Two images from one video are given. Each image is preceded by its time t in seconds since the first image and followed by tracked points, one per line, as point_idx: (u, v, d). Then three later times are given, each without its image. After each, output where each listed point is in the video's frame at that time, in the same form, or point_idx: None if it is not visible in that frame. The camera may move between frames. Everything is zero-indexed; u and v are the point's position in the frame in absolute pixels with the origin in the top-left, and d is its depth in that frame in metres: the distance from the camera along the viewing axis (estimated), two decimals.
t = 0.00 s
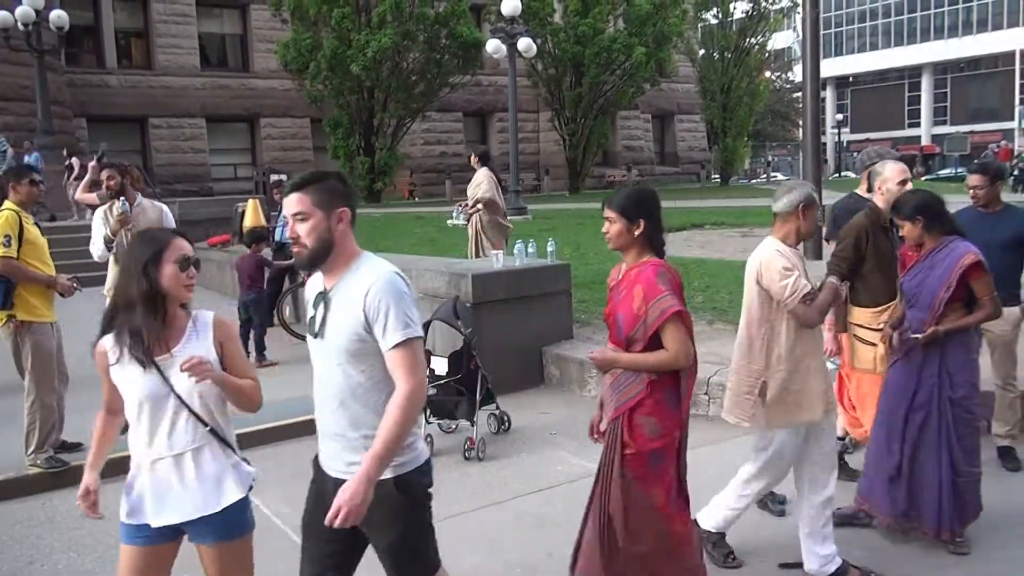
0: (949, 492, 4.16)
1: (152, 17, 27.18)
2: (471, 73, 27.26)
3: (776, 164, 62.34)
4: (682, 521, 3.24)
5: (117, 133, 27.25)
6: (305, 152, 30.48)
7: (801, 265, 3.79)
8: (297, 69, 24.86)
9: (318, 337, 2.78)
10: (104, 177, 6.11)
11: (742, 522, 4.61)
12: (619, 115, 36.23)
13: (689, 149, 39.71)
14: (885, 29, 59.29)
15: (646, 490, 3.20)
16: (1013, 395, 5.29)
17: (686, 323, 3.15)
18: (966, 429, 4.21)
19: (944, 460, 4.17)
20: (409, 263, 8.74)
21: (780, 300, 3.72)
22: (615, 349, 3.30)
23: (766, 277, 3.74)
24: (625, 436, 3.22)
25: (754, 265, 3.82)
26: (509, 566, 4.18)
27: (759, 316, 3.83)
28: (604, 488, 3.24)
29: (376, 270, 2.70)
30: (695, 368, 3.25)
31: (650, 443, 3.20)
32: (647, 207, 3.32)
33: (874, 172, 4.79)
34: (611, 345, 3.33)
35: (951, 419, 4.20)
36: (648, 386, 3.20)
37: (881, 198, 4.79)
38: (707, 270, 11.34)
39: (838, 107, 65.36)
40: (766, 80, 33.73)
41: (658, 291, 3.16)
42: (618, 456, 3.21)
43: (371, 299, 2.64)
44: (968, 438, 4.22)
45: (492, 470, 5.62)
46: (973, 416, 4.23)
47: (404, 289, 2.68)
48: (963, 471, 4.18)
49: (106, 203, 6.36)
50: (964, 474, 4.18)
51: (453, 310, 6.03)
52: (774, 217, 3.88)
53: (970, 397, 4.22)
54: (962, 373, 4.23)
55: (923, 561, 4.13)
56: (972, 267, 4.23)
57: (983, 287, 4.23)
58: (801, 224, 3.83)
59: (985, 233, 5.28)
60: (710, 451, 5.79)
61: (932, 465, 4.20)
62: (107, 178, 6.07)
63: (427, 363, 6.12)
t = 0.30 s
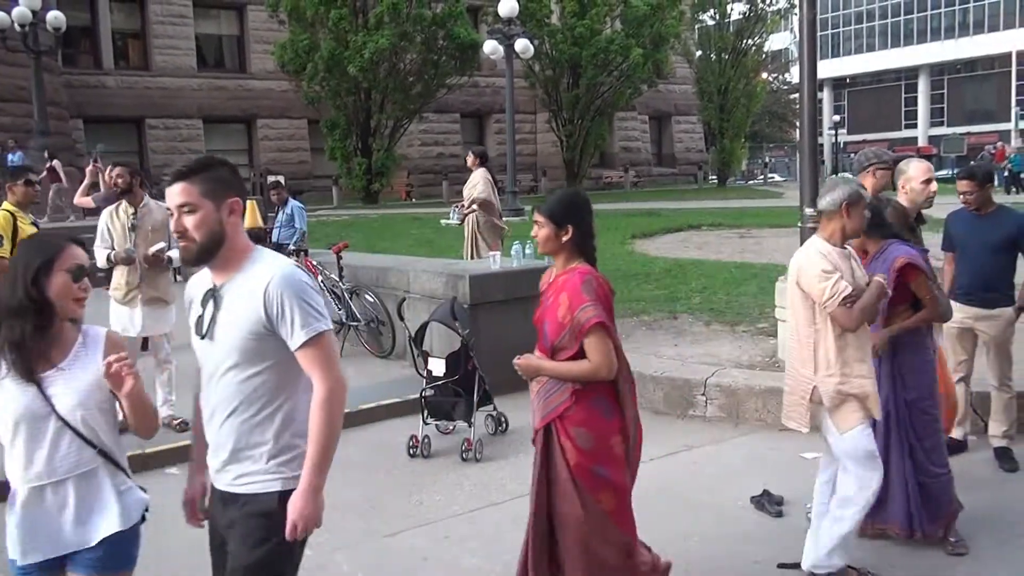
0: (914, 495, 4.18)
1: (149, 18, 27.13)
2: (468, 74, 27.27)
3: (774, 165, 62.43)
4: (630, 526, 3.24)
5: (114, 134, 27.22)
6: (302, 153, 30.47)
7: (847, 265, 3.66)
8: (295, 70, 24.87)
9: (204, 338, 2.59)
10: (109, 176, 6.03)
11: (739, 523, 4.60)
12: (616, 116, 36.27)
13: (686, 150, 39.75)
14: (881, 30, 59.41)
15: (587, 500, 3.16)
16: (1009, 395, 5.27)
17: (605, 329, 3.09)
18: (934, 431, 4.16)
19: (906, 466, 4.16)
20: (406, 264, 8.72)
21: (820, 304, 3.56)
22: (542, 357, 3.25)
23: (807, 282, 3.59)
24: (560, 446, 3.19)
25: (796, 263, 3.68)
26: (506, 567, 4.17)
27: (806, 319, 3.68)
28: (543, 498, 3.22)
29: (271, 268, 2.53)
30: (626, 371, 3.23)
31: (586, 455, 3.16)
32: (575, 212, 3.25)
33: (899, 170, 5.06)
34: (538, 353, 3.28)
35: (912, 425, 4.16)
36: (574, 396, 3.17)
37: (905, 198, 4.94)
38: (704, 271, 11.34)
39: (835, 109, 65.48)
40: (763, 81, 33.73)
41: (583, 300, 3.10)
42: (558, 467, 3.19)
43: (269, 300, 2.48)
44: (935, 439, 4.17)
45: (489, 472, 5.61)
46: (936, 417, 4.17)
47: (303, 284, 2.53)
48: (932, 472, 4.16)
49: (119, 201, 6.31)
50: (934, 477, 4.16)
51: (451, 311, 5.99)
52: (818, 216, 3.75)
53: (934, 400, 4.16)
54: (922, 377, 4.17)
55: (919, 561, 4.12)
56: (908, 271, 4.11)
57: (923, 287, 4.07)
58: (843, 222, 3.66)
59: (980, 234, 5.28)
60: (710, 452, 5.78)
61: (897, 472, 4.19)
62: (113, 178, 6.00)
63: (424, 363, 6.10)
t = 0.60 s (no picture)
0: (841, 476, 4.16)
1: (147, 19, 27.10)
2: (466, 75, 27.25)
3: (772, 165, 62.52)
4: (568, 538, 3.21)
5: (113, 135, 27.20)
6: (300, 153, 30.47)
7: (905, 277, 3.53)
8: (293, 71, 24.91)
9: (90, 387, 2.26)
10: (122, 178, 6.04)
11: (739, 523, 4.60)
12: (614, 117, 36.27)
13: (684, 151, 39.78)
14: (879, 31, 59.43)
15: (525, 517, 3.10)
16: (1004, 395, 5.24)
17: (534, 338, 3.01)
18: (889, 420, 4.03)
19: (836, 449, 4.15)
20: (403, 264, 8.71)
21: (884, 320, 3.43)
22: (473, 365, 3.15)
23: (871, 301, 3.46)
24: (492, 458, 3.10)
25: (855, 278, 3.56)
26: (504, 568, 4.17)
27: (866, 335, 3.54)
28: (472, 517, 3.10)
29: (175, 314, 2.20)
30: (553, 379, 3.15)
31: (519, 467, 3.09)
32: (505, 216, 3.15)
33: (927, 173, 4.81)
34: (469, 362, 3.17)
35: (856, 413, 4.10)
36: (504, 407, 3.09)
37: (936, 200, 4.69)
38: (702, 272, 11.35)
39: (832, 110, 65.55)
40: (761, 82, 33.73)
41: (512, 308, 3.02)
42: (489, 483, 3.10)
43: (174, 350, 2.15)
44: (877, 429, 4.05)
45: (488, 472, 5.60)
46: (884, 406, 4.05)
47: (214, 332, 2.22)
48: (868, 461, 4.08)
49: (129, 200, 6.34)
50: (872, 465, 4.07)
51: (449, 312, 5.96)
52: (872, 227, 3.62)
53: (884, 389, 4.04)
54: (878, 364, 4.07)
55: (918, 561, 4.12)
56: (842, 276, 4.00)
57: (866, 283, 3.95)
58: (892, 234, 3.54)
59: (974, 234, 5.30)
60: (708, 452, 5.78)
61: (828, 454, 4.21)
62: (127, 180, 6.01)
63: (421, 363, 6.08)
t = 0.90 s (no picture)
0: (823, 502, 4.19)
1: (147, 20, 27.12)
2: (467, 75, 27.23)
3: (773, 166, 62.51)
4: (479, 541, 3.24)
5: (113, 136, 27.21)
6: (301, 154, 30.47)
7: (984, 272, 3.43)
8: (294, 72, 24.90)
9: None
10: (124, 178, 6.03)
11: (740, 523, 4.60)
12: (615, 117, 36.27)
13: (685, 152, 39.79)
14: (880, 32, 59.39)
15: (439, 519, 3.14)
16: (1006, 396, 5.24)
17: (456, 338, 3.03)
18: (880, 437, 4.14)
19: (822, 476, 4.18)
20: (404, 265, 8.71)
21: (979, 318, 3.29)
22: (394, 365, 3.16)
23: (966, 297, 3.30)
24: (409, 460, 3.12)
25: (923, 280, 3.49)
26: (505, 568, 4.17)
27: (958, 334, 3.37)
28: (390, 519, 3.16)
29: (46, 323, 1.90)
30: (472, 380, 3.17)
31: (431, 472, 3.12)
32: (426, 216, 3.21)
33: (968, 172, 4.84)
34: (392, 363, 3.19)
35: (837, 436, 4.18)
36: (424, 409, 3.11)
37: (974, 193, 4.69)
38: (703, 272, 11.36)
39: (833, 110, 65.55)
40: (762, 82, 33.70)
41: (436, 307, 3.05)
42: (403, 485, 3.13)
43: (37, 369, 1.87)
44: (863, 449, 4.15)
45: (488, 473, 5.60)
46: (864, 426, 4.15)
47: (92, 353, 1.93)
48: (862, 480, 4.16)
49: (130, 201, 6.34)
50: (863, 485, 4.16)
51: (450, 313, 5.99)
52: (950, 219, 3.50)
53: (865, 410, 4.13)
54: (858, 385, 4.12)
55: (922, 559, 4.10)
56: (806, 316, 4.11)
57: (829, 316, 4.05)
58: (979, 226, 3.43)
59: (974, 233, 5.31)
60: (709, 453, 5.78)
61: (809, 477, 4.23)
62: (128, 180, 6.00)
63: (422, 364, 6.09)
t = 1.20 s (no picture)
0: (826, 508, 4.19)
1: (148, 20, 27.15)
2: (468, 76, 27.22)
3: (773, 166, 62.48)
4: (405, 556, 3.11)
5: (113, 136, 27.21)
6: (301, 154, 30.47)
7: None
8: (295, 72, 24.91)
9: None
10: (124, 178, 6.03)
11: (740, 524, 4.60)
12: (616, 117, 36.28)
13: (686, 152, 39.78)
14: (880, 32, 59.38)
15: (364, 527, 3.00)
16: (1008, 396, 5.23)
17: (384, 341, 2.92)
18: (885, 441, 4.17)
19: (822, 480, 4.18)
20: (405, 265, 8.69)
21: None
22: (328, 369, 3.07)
23: None
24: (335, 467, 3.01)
25: (970, 284, 3.49)
26: (506, 569, 4.17)
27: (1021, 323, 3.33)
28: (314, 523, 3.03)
29: None
30: (405, 387, 3.05)
31: (358, 478, 2.99)
32: (363, 217, 3.10)
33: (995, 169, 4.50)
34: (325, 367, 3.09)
35: (836, 443, 4.20)
36: (356, 412, 3.00)
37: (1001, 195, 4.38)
38: (703, 273, 11.37)
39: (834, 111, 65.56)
40: (763, 83, 33.70)
41: (365, 310, 2.94)
42: (329, 489, 3.01)
43: None
44: (863, 453, 4.18)
45: (489, 473, 5.60)
46: (859, 431, 4.19)
47: None
48: (867, 484, 4.15)
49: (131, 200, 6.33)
50: (870, 489, 4.14)
51: (451, 313, 6.00)
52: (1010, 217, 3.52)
53: (862, 416, 4.15)
54: (852, 393, 4.15)
55: (927, 558, 4.10)
56: (790, 348, 4.19)
57: (809, 339, 4.14)
58: None
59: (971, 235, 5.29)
60: (710, 453, 5.78)
61: (809, 486, 4.22)
62: (129, 180, 6.00)
63: (423, 364, 6.09)
